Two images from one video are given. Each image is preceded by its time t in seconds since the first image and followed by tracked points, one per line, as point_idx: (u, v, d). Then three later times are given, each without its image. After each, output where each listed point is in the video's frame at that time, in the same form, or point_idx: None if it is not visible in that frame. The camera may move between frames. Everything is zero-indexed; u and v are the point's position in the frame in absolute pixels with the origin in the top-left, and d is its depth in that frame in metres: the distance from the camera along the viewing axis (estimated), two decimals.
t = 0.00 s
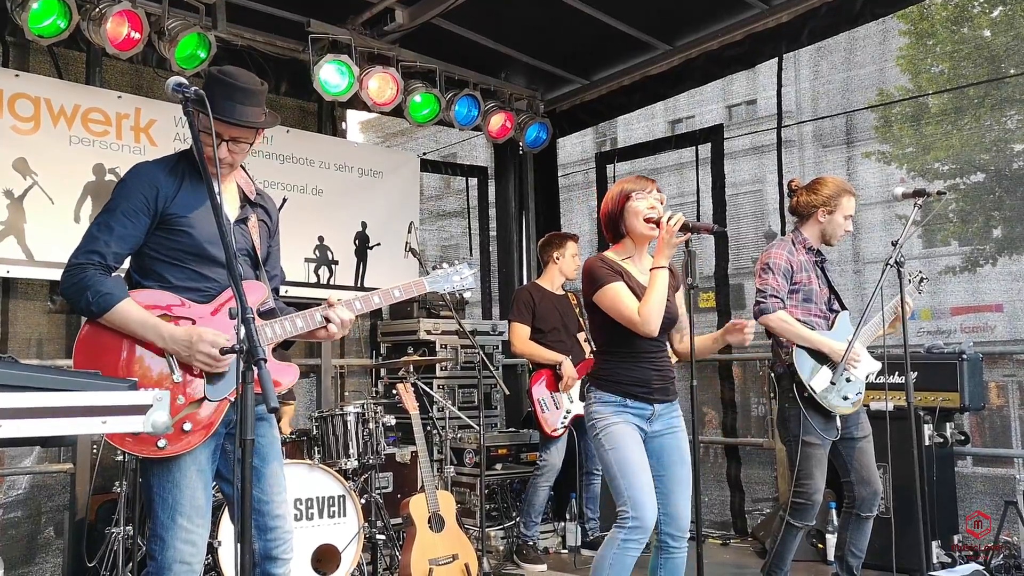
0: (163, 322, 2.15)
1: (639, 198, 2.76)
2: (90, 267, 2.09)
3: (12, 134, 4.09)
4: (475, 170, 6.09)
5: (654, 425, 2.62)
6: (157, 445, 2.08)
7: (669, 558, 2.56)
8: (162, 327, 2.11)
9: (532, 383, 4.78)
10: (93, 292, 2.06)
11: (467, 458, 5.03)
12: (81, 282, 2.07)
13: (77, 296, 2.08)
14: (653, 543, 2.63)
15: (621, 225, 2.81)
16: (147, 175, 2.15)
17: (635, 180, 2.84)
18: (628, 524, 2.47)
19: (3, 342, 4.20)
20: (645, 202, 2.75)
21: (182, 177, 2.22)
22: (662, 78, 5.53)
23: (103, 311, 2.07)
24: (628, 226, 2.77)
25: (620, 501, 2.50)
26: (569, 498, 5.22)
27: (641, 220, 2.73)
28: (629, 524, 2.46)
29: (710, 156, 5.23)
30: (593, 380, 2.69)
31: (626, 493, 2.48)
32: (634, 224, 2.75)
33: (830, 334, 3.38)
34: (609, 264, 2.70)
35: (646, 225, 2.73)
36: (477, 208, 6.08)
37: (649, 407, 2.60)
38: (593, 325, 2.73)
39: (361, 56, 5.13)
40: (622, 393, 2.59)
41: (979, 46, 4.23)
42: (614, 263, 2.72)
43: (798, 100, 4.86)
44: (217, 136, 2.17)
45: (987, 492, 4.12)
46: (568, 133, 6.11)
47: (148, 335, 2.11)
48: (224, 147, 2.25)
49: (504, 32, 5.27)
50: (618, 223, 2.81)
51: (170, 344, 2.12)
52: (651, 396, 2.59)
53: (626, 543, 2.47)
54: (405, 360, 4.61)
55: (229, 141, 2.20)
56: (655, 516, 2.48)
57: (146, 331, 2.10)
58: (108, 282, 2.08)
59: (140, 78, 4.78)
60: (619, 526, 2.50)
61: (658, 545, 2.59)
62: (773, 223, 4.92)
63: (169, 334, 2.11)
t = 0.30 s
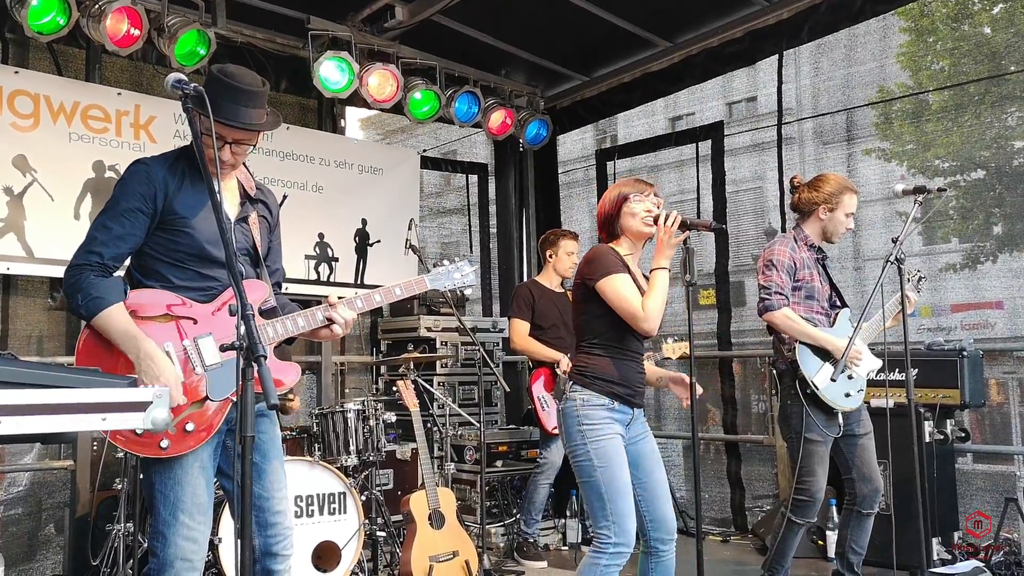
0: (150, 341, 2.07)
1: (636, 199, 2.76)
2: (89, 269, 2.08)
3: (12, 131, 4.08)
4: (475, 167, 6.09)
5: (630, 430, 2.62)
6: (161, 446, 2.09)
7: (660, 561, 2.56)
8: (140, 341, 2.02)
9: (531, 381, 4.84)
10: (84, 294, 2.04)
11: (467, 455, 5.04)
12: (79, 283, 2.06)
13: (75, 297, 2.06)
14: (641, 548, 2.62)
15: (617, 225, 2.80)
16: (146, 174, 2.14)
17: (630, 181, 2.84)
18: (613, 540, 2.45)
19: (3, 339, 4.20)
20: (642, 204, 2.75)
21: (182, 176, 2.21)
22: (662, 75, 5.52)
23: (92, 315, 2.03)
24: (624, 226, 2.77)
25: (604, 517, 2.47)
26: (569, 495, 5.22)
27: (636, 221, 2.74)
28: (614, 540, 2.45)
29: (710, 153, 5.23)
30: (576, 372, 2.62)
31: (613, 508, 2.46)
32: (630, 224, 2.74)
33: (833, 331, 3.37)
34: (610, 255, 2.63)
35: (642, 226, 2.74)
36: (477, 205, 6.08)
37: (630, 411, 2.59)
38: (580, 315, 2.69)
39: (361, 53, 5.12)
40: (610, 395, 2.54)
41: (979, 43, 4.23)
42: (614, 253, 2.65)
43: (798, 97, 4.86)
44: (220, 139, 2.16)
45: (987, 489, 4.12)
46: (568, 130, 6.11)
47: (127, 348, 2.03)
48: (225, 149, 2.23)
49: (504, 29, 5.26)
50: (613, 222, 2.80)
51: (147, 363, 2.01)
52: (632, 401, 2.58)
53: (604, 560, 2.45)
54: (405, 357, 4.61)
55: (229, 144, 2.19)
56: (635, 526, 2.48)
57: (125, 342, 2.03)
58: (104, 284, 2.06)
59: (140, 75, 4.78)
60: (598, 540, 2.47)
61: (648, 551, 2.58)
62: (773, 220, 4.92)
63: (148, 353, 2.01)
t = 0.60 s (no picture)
0: (148, 349, 2.07)
1: (637, 198, 2.77)
2: (89, 271, 2.07)
3: (12, 129, 4.08)
4: (476, 166, 6.09)
5: (614, 425, 2.63)
6: (162, 447, 2.10)
7: (648, 549, 2.58)
8: (139, 346, 2.03)
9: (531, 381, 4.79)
10: (85, 298, 2.04)
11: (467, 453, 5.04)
12: (80, 286, 2.05)
13: (77, 300, 2.06)
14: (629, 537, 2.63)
15: (614, 223, 2.79)
16: (144, 174, 2.14)
17: (626, 180, 2.85)
18: (598, 533, 2.46)
19: (4, 336, 4.21)
20: (642, 203, 2.76)
21: (181, 176, 2.21)
22: (662, 74, 5.52)
23: (96, 319, 2.03)
24: (623, 225, 2.76)
25: (590, 509, 2.47)
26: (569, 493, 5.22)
27: (636, 220, 2.74)
28: (598, 533, 2.46)
29: (710, 151, 5.23)
30: (565, 363, 2.60)
31: (599, 502, 2.47)
32: (630, 223, 2.74)
33: (834, 329, 3.38)
34: (606, 248, 2.61)
35: (641, 226, 2.74)
36: (478, 203, 6.08)
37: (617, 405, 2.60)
38: (569, 305, 2.68)
39: (361, 51, 5.12)
40: (599, 388, 2.54)
41: (979, 41, 4.23)
42: (610, 245, 2.63)
43: (799, 96, 4.86)
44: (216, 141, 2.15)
45: (987, 487, 4.12)
46: (569, 128, 6.11)
47: (126, 353, 2.03)
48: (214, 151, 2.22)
49: (505, 27, 5.26)
50: (612, 219, 2.79)
51: (145, 371, 2.02)
52: (619, 395, 2.59)
53: (589, 552, 2.46)
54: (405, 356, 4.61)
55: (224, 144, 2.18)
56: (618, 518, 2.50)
57: (124, 347, 2.03)
58: (106, 287, 2.06)
59: (140, 73, 4.78)
60: (582, 532, 2.48)
61: (638, 540, 2.59)
62: (773, 218, 4.92)
63: (145, 361, 2.02)
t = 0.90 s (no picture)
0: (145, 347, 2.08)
1: (637, 193, 2.77)
2: (88, 268, 2.07)
3: (12, 127, 4.08)
4: (476, 164, 6.09)
5: (630, 426, 2.60)
6: (161, 444, 2.10)
7: (670, 554, 2.57)
8: (137, 346, 2.03)
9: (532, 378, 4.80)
10: (82, 296, 2.04)
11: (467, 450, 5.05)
12: (78, 284, 2.05)
13: (75, 297, 2.06)
14: (652, 539, 2.62)
15: (615, 219, 2.78)
16: (142, 170, 2.14)
17: (626, 176, 2.85)
18: (605, 532, 2.46)
19: (4, 334, 4.21)
20: (643, 198, 2.76)
21: (179, 171, 2.21)
22: (663, 72, 5.52)
23: (94, 316, 2.03)
24: (623, 221, 2.76)
25: (597, 508, 2.48)
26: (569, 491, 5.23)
27: (636, 214, 2.73)
28: (606, 532, 2.46)
29: (710, 149, 5.23)
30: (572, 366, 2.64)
31: (605, 500, 2.47)
32: (631, 218, 2.74)
33: (833, 327, 3.38)
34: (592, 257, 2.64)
35: (644, 220, 2.74)
36: (478, 202, 6.08)
37: (628, 405, 2.58)
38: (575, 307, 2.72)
39: (362, 49, 5.11)
40: (604, 388, 2.56)
41: (980, 40, 4.22)
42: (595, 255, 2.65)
43: (800, 94, 4.85)
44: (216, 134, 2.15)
45: (987, 486, 4.12)
46: (569, 127, 6.11)
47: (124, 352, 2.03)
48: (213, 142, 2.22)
49: (505, 26, 5.26)
50: (613, 214, 2.78)
51: (143, 369, 2.03)
52: (628, 394, 2.58)
53: (598, 551, 2.46)
54: (406, 354, 4.60)
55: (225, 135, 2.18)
56: (627, 517, 2.49)
57: (122, 347, 2.03)
58: (106, 284, 2.06)
59: (141, 71, 4.78)
60: (590, 532, 2.48)
61: (659, 543, 2.58)
62: (773, 216, 4.92)
63: (143, 360, 2.02)
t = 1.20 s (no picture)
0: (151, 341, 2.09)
1: (639, 194, 2.77)
2: (84, 267, 2.07)
3: (12, 125, 4.07)
4: (476, 162, 6.09)
5: (652, 423, 2.62)
6: (166, 442, 2.10)
7: (669, 555, 2.56)
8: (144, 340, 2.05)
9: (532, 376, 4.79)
10: (80, 294, 2.04)
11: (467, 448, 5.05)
12: (75, 282, 2.05)
13: (72, 295, 2.05)
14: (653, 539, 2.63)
15: (620, 220, 2.78)
16: (135, 167, 2.13)
17: (629, 176, 2.86)
18: (619, 518, 2.50)
19: (4, 332, 4.20)
20: (645, 198, 2.76)
21: (172, 168, 2.21)
22: (663, 70, 5.52)
23: (94, 313, 2.04)
24: (628, 223, 2.75)
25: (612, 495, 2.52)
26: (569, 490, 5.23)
27: (639, 214, 2.72)
28: (620, 518, 2.49)
29: (710, 148, 5.23)
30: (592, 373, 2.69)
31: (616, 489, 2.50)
32: (635, 219, 2.72)
33: (832, 325, 3.38)
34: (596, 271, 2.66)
35: (647, 222, 2.72)
36: (478, 200, 6.08)
37: (646, 405, 2.60)
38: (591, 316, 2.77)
39: (362, 48, 5.10)
40: (617, 392, 2.59)
41: (980, 38, 4.22)
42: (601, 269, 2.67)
43: (800, 92, 4.84)
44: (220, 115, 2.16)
45: (986, 484, 4.13)
46: (568, 125, 6.11)
47: (130, 346, 2.05)
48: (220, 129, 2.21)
49: (505, 24, 5.26)
50: (617, 215, 2.78)
51: (151, 362, 2.05)
52: (646, 396, 2.60)
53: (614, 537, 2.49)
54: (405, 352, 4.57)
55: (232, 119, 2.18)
56: (642, 505, 2.50)
57: (127, 342, 2.05)
58: (104, 282, 2.05)
59: (141, 69, 4.78)
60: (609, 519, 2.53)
61: (659, 542, 2.59)
62: (773, 215, 4.91)
63: (151, 353, 2.05)
